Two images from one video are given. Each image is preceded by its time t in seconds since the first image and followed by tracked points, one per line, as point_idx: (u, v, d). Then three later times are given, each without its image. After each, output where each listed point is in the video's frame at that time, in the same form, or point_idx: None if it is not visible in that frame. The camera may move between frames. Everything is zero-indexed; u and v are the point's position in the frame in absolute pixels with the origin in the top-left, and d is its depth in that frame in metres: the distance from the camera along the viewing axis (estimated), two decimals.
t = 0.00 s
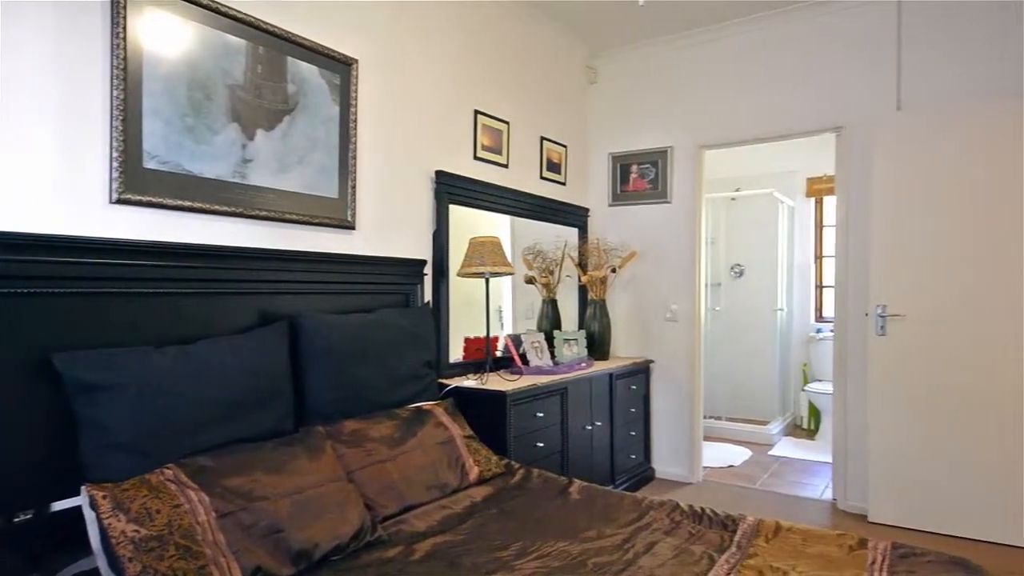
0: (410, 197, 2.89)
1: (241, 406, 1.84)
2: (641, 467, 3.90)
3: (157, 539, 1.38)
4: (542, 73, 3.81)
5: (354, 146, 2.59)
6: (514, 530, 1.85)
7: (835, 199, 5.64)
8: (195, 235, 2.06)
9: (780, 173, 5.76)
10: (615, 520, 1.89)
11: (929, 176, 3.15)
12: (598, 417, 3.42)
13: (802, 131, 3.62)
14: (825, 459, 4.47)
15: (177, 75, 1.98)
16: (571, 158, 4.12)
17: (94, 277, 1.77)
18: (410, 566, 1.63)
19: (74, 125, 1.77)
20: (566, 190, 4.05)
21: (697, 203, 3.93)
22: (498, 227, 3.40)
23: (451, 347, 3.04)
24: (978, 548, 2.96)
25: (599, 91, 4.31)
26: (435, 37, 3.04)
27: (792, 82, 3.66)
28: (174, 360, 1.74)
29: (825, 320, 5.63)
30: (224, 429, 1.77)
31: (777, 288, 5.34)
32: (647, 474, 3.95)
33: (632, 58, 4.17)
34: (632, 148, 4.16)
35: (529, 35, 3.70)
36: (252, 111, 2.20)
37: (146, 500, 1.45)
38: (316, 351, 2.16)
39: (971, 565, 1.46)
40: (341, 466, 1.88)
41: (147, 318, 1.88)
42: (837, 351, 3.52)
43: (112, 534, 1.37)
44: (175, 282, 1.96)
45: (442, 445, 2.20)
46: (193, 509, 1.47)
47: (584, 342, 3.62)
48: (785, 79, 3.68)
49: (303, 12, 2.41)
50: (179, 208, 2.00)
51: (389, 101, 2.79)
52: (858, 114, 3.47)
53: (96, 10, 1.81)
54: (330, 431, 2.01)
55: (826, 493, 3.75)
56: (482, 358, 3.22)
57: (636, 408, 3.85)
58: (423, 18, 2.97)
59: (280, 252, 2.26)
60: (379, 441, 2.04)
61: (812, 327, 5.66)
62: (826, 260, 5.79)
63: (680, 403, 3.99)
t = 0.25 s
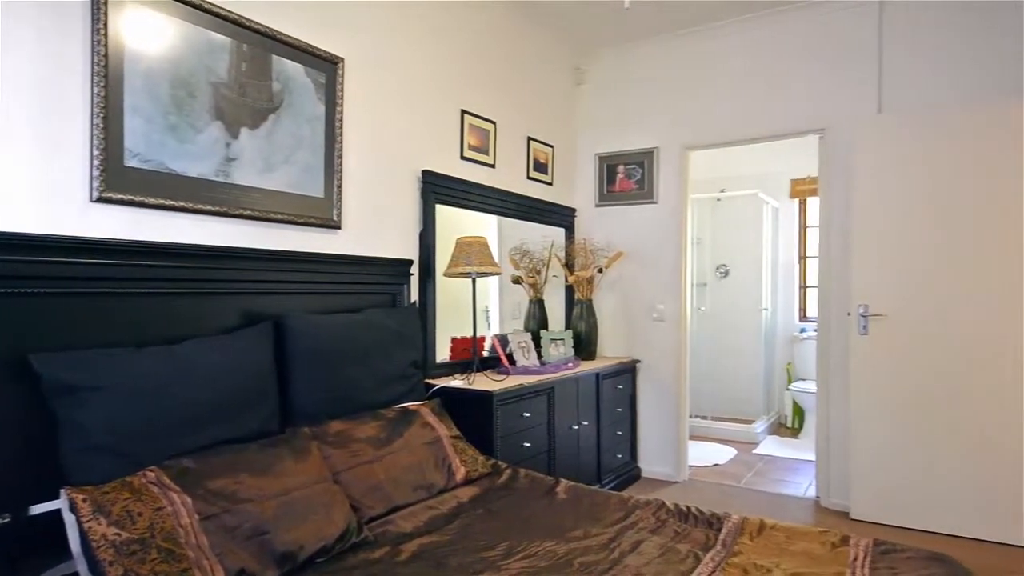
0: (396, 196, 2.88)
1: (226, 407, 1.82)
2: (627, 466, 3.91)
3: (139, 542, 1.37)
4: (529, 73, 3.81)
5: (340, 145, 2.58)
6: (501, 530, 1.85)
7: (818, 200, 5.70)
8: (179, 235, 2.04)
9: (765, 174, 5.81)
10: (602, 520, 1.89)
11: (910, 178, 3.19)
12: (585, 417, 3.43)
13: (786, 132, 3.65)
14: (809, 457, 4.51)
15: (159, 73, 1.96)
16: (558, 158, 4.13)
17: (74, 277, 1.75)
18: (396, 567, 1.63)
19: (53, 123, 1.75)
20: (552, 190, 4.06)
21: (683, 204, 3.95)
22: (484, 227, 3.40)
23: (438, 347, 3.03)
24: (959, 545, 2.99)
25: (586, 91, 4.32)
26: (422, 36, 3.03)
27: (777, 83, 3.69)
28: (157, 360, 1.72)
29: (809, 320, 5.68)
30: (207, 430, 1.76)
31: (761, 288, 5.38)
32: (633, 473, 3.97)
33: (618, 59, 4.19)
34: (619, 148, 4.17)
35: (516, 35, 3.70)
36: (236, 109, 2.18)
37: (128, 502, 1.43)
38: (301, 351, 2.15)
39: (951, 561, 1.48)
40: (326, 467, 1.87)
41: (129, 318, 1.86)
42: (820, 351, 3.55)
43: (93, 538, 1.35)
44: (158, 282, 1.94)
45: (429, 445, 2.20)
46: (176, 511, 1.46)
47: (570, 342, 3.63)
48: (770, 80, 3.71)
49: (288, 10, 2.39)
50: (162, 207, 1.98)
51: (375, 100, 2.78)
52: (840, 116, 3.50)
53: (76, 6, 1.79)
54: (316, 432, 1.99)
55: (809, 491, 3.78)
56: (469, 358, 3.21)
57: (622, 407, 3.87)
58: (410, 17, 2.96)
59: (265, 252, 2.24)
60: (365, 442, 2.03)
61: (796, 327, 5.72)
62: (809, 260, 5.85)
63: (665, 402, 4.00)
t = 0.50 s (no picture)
0: (382, 196, 2.87)
1: (209, 408, 1.80)
2: (613, 465, 3.92)
3: (120, 545, 1.35)
4: (515, 73, 3.81)
5: (325, 144, 2.56)
6: (487, 530, 1.85)
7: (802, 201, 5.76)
8: (161, 234, 2.02)
9: (750, 175, 5.86)
10: (588, 519, 1.89)
11: (891, 179, 3.23)
12: (571, 416, 3.44)
13: (770, 134, 3.68)
14: (793, 456, 4.55)
15: (141, 70, 1.93)
16: (545, 158, 4.13)
17: (53, 277, 1.72)
18: (382, 568, 1.62)
19: (32, 119, 1.72)
20: (539, 190, 4.06)
21: (668, 204, 3.97)
22: (471, 228, 3.40)
23: (425, 348, 3.03)
24: (939, 541, 3.03)
25: (572, 92, 4.32)
26: (408, 35, 3.02)
27: (761, 85, 3.72)
28: (138, 361, 1.70)
29: (793, 320, 5.74)
30: (190, 431, 1.74)
31: (746, 289, 5.42)
32: (620, 472, 3.98)
33: (605, 60, 4.20)
34: (605, 149, 4.19)
35: (502, 34, 3.70)
36: (220, 107, 2.16)
37: (108, 505, 1.41)
38: (286, 352, 2.13)
39: (931, 558, 1.50)
40: (312, 468, 1.86)
41: (110, 319, 1.84)
42: (803, 350, 3.58)
43: (72, 542, 1.33)
44: (140, 283, 1.92)
45: (415, 446, 2.19)
46: (158, 514, 1.44)
47: (557, 343, 3.65)
48: (755, 82, 3.73)
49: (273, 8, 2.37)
50: (143, 206, 1.96)
51: (361, 100, 2.76)
52: (823, 118, 3.54)
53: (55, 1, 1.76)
54: (301, 433, 1.98)
55: (793, 489, 3.82)
56: (455, 359, 3.20)
57: (608, 407, 3.88)
58: (396, 16, 2.95)
59: (249, 252, 2.23)
60: (350, 443, 2.02)
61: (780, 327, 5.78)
62: (793, 261, 5.92)
63: (651, 402, 4.02)
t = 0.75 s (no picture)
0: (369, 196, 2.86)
1: (192, 409, 1.79)
2: (600, 465, 3.93)
3: (101, 549, 1.33)
4: (502, 73, 3.81)
5: (311, 143, 2.55)
6: (474, 530, 1.85)
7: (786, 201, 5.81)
8: (144, 234, 2.00)
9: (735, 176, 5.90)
10: (575, 518, 1.90)
11: (874, 180, 3.27)
12: (558, 416, 3.44)
13: (755, 135, 3.70)
14: (778, 454, 4.59)
15: (123, 67, 1.91)
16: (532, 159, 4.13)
17: (33, 276, 1.70)
18: (368, 569, 1.61)
19: (10, 116, 1.69)
20: (526, 190, 4.06)
21: (655, 205, 3.99)
22: (458, 227, 3.39)
23: (411, 348, 3.02)
24: (920, 538, 3.06)
25: (559, 92, 4.33)
26: (395, 35, 3.01)
27: (746, 86, 3.74)
28: (120, 362, 1.68)
29: (778, 319, 5.78)
30: (172, 433, 1.72)
31: (731, 288, 5.46)
32: (606, 472, 3.99)
33: (591, 60, 4.21)
34: (592, 149, 4.20)
35: (489, 34, 3.70)
36: (204, 106, 2.14)
37: (89, 508, 1.39)
38: (271, 352, 2.12)
39: (912, 553, 1.52)
40: (297, 469, 1.85)
41: (91, 319, 1.81)
42: (788, 349, 3.61)
43: (52, 545, 1.31)
44: (122, 282, 1.89)
45: (401, 446, 2.18)
46: (140, 516, 1.42)
47: (544, 343, 3.66)
48: (739, 83, 3.76)
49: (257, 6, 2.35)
50: (125, 205, 1.93)
51: (347, 99, 2.75)
52: (808, 119, 3.57)
53: None
54: (286, 434, 1.97)
55: (778, 487, 3.85)
56: (442, 359, 3.20)
57: (595, 407, 3.88)
58: (382, 15, 2.94)
59: (234, 252, 2.21)
60: (336, 444, 2.01)
61: (764, 327, 5.83)
62: (778, 261, 5.97)
63: (638, 401, 4.04)
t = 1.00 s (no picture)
0: (355, 195, 2.84)
1: (176, 409, 1.77)
2: (587, 464, 3.94)
3: (82, 552, 1.31)
4: (490, 72, 3.81)
5: (297, 142, 2.53)
6: (462, 530, 1.84)
7: (772, 201, 5.85)
8: (126, 233, 1.98)
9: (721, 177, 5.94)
10: (562, 518, 1.90)
11: (857, 180, 3.30)
12: (546, 416, 3.44)
13: (741, 136, 3.72)
14: (764, 453, 4.62)
15: (104, 64, 1.89)
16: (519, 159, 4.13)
17: (12, 276, 1.67)
18: (355, 571, 1.60)
19: None
20: (514, 190, 4.06)
21: (642, 205, 4.01)
22: (446, 227, 3.38)
23: (399, 348, 3.01)
24: (903, 535, 3.10)
25: (547, 92, 4.34)
26: (381, 34, 3.00)
27: (732, 87, 3.77)
28: (102, 362, 1.66)
29: (763, 319, 5.83)
30: (156, 435, 1.70)
31: (718, 288, 5.49)
32: (594, 471, 4.00)
33: (579, 61, 4.22)
34: (579, 150, 4.21)
35: (476, 34, 3.69)
36: (188, 104, 2.12)
37: (69, 511, 1.37)
38: (257, 352, 2.10)
39: (894, 550, 1.53)
40: (283, 471, 1.83)
41: (72, 319, 1.79)
42: (773, 349, 3.63)
43: (31, 550, 1.29)
44: (104, 282, 1.87)
45: (388, 447, 2.17)
46: (122, 519, 1.40)
47: (532, 343, 3.66)
48: (725, 84, 3.78)
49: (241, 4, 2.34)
50: (108, 203, 1.91)
51: (333, 98, 2.73)
52: (793, 121, 3.59)
53: None
54: (272, 435, 1.95)
55: (763, 485, 3.87)
56: (430, 359, 3.19)
57: (583, 406, 3.89)
58: (368, 14, 2.92)
59: (219, 251, 2.19)
60: (323, 445, 2.00)
61: (750, 327, 5.87)
62: (763, 261, 6.02)
63: (625, 401, 4.05)
